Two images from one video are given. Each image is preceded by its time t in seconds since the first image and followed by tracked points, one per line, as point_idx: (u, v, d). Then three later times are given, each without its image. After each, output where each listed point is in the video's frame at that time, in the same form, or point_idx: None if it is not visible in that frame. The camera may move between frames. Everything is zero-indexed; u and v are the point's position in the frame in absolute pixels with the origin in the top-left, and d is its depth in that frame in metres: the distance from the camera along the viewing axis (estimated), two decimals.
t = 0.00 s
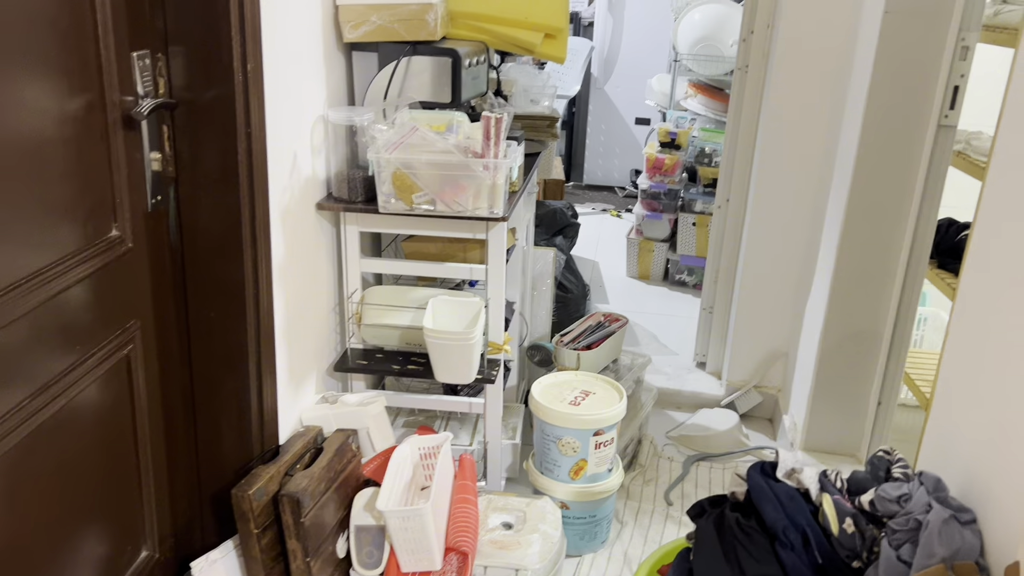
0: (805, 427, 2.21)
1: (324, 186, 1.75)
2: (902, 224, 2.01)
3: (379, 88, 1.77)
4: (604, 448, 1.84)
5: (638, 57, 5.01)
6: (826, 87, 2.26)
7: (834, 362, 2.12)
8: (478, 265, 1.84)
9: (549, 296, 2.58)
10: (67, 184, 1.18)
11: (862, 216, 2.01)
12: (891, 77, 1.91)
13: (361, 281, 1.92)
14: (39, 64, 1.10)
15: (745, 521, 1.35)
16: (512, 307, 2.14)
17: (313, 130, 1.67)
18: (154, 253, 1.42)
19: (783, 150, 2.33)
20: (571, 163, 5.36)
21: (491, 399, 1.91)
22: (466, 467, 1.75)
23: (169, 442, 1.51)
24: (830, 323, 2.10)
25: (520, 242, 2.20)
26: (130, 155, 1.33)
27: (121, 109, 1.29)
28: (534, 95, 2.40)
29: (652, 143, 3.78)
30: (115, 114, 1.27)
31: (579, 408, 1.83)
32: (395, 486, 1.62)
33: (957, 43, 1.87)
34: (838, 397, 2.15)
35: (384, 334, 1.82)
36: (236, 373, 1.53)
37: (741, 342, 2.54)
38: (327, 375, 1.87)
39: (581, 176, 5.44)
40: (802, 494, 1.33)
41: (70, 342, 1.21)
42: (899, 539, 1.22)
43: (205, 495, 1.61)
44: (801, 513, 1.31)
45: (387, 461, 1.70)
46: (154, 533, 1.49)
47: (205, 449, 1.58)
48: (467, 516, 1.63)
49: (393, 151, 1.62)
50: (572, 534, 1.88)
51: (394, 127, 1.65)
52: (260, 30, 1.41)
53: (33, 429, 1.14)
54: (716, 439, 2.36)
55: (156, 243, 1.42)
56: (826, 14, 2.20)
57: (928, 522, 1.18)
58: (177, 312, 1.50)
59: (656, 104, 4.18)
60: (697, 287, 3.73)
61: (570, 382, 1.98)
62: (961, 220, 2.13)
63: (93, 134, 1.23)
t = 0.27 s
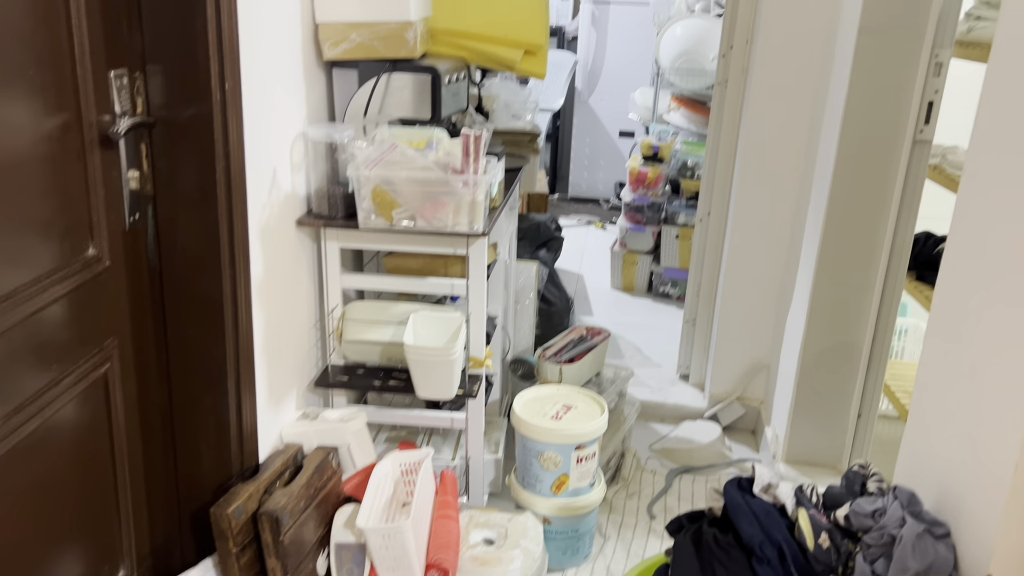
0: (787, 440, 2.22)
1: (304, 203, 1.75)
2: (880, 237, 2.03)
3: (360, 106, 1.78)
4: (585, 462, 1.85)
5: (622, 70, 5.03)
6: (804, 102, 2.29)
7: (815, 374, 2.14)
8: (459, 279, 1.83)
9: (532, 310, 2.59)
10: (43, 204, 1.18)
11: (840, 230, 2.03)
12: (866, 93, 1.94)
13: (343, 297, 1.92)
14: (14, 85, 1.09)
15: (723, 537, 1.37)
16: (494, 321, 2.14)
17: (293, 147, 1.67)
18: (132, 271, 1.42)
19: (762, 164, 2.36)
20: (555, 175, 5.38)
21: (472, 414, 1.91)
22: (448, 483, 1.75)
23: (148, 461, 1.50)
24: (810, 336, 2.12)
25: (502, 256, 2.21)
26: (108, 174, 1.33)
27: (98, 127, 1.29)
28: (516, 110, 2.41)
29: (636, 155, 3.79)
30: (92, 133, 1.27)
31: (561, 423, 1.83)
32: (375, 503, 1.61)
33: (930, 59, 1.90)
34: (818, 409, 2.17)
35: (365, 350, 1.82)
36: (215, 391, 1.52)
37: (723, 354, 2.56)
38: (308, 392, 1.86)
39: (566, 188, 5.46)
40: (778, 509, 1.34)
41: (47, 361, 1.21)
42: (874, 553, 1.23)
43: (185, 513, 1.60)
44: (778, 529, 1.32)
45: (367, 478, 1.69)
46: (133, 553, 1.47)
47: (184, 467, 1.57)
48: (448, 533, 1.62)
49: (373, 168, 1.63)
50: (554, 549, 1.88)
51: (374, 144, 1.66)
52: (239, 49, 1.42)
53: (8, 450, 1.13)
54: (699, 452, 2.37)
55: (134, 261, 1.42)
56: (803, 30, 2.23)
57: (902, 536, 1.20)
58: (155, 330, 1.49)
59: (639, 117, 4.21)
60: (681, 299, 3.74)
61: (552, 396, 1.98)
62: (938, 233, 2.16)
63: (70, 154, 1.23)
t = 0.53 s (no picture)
0: (776, 452, 2.23)
1: (293, 219, 1.75)
2: (866, 250, 2.04)
3: (348, 122, 1.79)
4: (575, 476, 1.85)
5: (611, 84, 5.06)
6: (790, 117, 2.31)
7: (803, 386, 2.15)
8: (448, 295, 1.84)
9: (522, 324, 2.59)
10: (31, 223, 1.18)
11: (827, 243, 2.05)
12: (851, 108, 1.96)
13: (332, 312, 1.92)
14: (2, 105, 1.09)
15: (712, 552, 1.37)
16: (483, 335, 2.14)
17: (281, 163, 1.68)
18: (121, 289, 1.42)
19: (749, 178, 2.38)
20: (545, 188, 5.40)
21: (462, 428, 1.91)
22: (438, 499, 1.75)
23: (138, 479, 1.50)
24: (798, 349, 2.13)
25: (492, 271, 2.22)
26: (96, 192, 1.33)
27: (87, 146, 1.29)
28: (505, 125, 2.42)
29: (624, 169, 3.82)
30: (81, 152, 1.27)
31: (551, 437, 1.83)
32: (365, 520, 1.61)
33: (914, 75, 1.92)
34: (807, 422, 2.18)
35: (354, 365, 1.82)
36: (204, 408, 1.52)
37: (712, 367, 2.57)
38: (297, 408, 1.86)
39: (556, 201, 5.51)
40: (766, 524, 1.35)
41: (36, 380, 1.20)
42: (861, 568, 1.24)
43: (174, 532, 1.59)
44: (766, 543, 1.33)
45: (357, 494, 1.69)
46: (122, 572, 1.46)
47: (173, 485, 1.57)
48: (438, 549, 1.62)
49: (362, 184, 1.64)
50: (544, 564, 1.88)
51: (363, 160, 1.67)
52: (227, 67, 1.42)
53: None
54: (689, 465, 2.38)
55: (123, 279, 1.42)
56: (789, 45, 2.25)
57: (889, 550, 1.20)
58: (144, 348, 1.49)
59: (628, 131, 4.24)
60: (670, 311, 3.76)
61: (542, 411, 1.98)
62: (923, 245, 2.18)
63: (59, 173, 1.23)
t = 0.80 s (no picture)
0: (770, 462, 2.23)
1: (286, 231, 1.75)
2: (858, 261, 2.05)
3: (341, 134, 1.79)
4: (569, 488, 1.84)
5: (603, 94, 5.07)
6: (781, 128, 2.33)
7: (796, 396, 2.15)
8: (441, 306, 1.84)
9: (515, 334, 2.59)
10: (21, 237, 1.17)
11: (818, 254, 2.06)
12: (841, 120, 1.97)
13: (324, 324, 1.91)
14: None
15: (705, 563, 1.37)
16: (476, 346, 2.14)
17: (273, 175, 1.68)
18: (112, 302, 1.41)
19: (741, 188, 2.39)
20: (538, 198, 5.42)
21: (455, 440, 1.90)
22: (431, 510, 1.73)
23: (129, 493, 1.49)
24: (790, 359, 2.13)
25: (485, 281, 2.22)
26: (88, 205, 1.33)
27: (78, 159, 1.28)
28: (497, 136, 2.43)
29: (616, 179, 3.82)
30: (72, 165, 1.27)
31: (545, 448, 1.83)
32: (358, 533, 1.60)
33: (904, 86, 1.93)
34: (800, 432, 2.18)
35: (347, 378, 1.82)
36: (195, 421, 1.51)
37: (705, 377, 2.57)
38: (289, 421, 1.85)
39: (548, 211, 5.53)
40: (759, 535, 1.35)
41: (26, 394, 1.19)
42: None
43: (165, 546, 1.57)
44: (759, 555, 1.33)
45: (350, 506, 1.68)
46: None
47: (164, 499, 1.56)
48: (431, 561, 1.60)
49: (354, 196, 1.63)
50: None
51: (355, 172, 1.67)
52: (220, 79, 1.43)
53: None
54: (682, 475, 2.37)
55: (114, 292, 1.42)
56: (780, 57, 2.27)
57: (882, 563, 1.20)
58: (135, 361, 1.48)
59: (620, 141, 4.25)
60: (663, 321, 3.77)
61: (535, 422, 1.98)
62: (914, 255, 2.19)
63: (50, 186, 1.22)
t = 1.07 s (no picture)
0: (764, 470, 2.23)
1: (281, 240, 1.76)
2: (851, 269, 2.06)
3: (336, 143, 1.80)
4: (564, 496, 1.84)
5: (597, 104, 5.09)
6: (773, 137, 2.34)
7: (790, 404, 2.16)
8: (436, 315, 1.84)
9: (510, 343, 2.59)
10: (15, 247, 1.17)
11: (811, 262, 2.07)
12: (834, 129, 1.98)
13: (319, 334, 1.91)
14: None
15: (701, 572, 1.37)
16: (471, 355, 2.14)
17: (268, 185, 1.68)
18: (107, 312, 1.41)
19: (734, 197, 2.40)
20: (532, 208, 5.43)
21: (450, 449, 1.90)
22: (426, 520, 1.74)
23: (123, 504, 1.48)
24: (784, 367, 2.14)
25: (479, 291, 2.22)
26: (83, 216, 1.33)
27: (74, 169, 1.29)
28: (492, 145, 2.44)
29: (609, 189, 3.84)
30: (67, 176, 1.27)
31: (540, 457, 1.83)
32: (353, 543, 1.59)
33: (895, 95, 1.95)
34: (794, 440, 2.19)
35: (342, 387, 1.81)
36: (190, 431, 1.51)
37: (699, 385, 2.58)
38: (284, 430, 1.84)
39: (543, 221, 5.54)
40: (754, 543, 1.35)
41: (20, 404, 1.19)
42: None
43: (159, 558, 1.56)
44: (754, 563, 1.33)
45: (345, 516, 1.68)
46: None
47: (158, 510, 1.55)
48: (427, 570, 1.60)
49: (349, 205, 1.64)
50: None
51: (350, 181, 1.67)
52: (215, 89, 1.43)
53: None
54: (678, 484, 2.37)
55: (109, 302, 1.41)
56: (772, 67, 2.28)
57: (877, 569, 1.20)
58: (130, 371, 1.48)
59: (613, 150, 4.27)
60: (657, 329, 3.78)
61: (530, 431, 1.98)
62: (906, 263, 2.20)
63: (45, 197, 1.22)
